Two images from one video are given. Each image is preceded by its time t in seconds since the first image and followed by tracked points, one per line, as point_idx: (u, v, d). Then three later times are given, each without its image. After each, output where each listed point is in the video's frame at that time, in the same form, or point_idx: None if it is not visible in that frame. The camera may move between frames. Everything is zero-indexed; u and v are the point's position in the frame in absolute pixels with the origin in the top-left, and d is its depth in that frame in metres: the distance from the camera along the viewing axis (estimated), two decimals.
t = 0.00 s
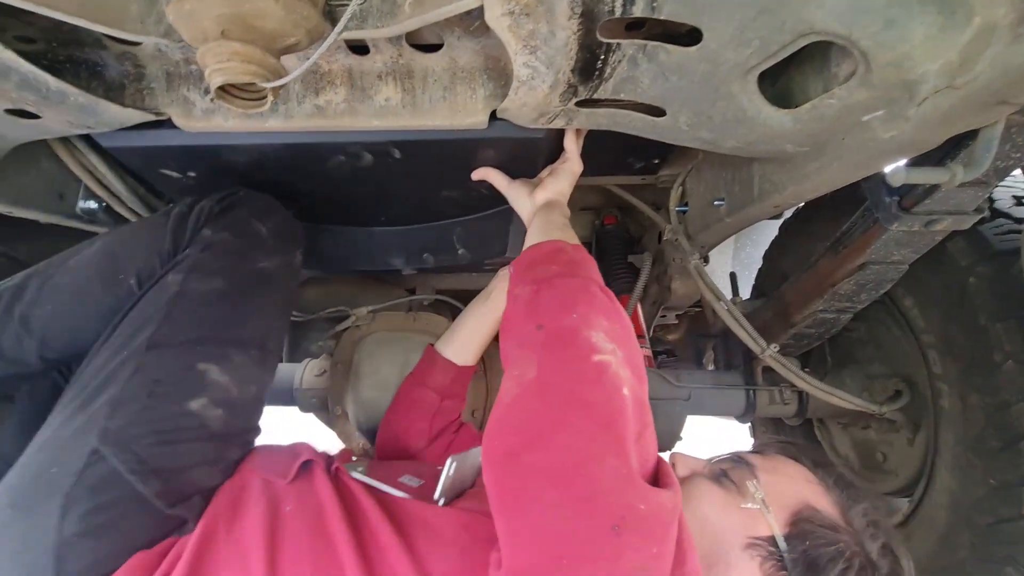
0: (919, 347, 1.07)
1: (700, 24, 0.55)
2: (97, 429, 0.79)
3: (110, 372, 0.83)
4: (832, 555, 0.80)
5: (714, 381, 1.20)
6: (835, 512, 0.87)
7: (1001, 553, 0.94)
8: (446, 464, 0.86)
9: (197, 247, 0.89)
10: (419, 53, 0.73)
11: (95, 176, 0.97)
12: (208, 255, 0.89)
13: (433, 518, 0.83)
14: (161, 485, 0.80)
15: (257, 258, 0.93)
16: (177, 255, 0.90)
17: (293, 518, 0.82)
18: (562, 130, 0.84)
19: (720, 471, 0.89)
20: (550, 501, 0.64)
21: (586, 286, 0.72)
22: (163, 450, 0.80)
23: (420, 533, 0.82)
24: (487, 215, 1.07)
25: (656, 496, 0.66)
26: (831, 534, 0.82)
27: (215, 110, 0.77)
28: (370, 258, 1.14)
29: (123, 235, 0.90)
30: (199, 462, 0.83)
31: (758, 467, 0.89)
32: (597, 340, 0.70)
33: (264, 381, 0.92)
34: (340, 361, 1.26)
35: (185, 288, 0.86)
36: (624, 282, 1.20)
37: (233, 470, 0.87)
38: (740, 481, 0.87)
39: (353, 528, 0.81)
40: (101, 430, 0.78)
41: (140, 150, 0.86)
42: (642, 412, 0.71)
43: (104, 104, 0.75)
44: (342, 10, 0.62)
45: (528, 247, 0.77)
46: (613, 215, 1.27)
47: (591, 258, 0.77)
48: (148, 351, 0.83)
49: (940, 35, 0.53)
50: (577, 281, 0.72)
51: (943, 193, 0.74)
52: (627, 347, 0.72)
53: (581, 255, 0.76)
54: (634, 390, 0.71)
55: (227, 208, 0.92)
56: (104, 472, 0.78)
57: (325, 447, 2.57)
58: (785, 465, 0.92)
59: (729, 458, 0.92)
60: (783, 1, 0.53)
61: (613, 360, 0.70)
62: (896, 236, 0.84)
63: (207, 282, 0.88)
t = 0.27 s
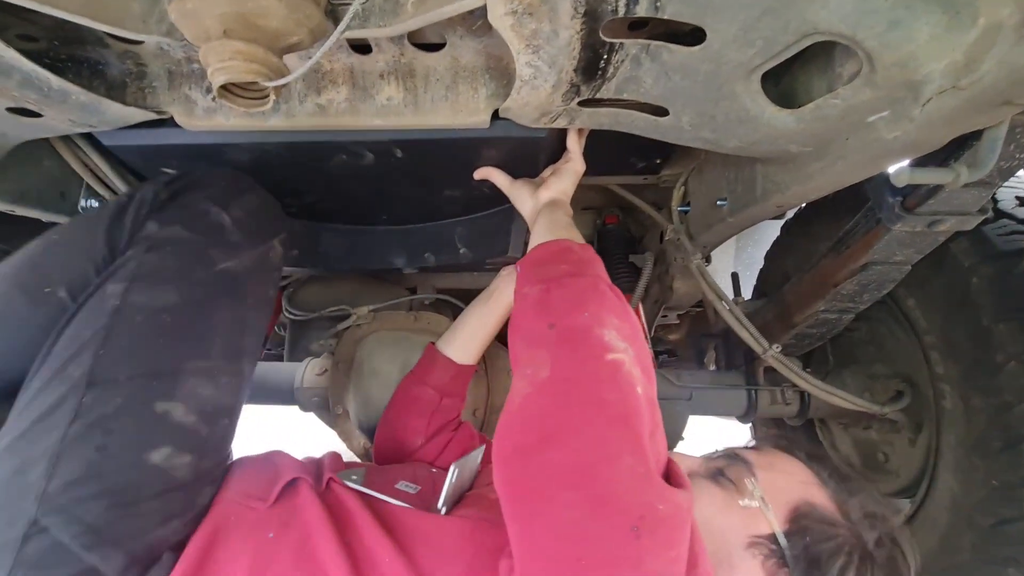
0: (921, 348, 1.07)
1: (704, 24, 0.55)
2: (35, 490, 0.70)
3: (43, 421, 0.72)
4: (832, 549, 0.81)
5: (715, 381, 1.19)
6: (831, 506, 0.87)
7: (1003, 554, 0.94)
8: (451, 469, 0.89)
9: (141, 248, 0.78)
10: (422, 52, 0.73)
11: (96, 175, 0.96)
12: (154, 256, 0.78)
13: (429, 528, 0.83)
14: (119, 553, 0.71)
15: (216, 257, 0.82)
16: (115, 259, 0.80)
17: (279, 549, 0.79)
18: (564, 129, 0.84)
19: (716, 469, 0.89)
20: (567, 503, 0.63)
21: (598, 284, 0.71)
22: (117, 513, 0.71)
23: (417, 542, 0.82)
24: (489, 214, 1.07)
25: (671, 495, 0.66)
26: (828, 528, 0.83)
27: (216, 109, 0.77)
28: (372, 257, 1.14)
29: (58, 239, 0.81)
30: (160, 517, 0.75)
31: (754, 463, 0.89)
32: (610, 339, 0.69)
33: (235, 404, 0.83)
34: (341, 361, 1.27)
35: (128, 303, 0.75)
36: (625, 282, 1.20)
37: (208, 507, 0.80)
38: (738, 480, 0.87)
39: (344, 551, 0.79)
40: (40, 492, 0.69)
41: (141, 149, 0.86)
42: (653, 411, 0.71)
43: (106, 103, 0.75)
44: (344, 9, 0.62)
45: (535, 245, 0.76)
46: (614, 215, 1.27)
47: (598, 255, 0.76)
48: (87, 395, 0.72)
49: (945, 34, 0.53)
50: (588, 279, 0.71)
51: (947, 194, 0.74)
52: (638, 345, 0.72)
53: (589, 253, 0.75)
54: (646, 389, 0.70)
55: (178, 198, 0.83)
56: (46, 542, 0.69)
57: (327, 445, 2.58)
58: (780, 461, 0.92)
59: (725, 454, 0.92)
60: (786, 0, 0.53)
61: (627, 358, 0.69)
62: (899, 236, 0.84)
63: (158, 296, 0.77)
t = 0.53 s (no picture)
0: (923, 346, 1.07)
1: (707, 17, 0.54)
2: None
3: None
4: (821, 530, 0.81)
5: (716, 378, 1.19)
6: (817, 487, 0.87)
7: (1005, 553, 0.93)
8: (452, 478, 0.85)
9: (116, 268, 0.69)
10: (422, 46, 0.73)
11: (94, 170, 0.97)
12: (133, 281, 0.68)
13: (426, 545, 0.79)
14: None
15: (202, 275, 0.71)
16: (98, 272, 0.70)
17: None
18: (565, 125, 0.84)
19: (705, 459, 0.88)
20: (585, 497, 0.62)
21: (610, 278, 0.71)
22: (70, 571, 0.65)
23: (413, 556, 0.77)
24: (490, 211, 1.07)
25: (690, 488, 0.65)
26: (818, 509, 0.83)
27: (216, 104, 0.76)
28: (372, 254, 1.13)
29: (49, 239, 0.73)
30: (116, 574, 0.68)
31: (743, 451, 0.89)
32: (625, 332, 0.68)
33: (216, 450, 0.75)
34: (341, 358, 1.26)
35: (94, 340, 0.66)
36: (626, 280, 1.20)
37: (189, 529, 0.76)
38: (727, 468, 0.86)
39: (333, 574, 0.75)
40: None
41: (140, 144, 0.86)
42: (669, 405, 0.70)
43: (104, 97, 0.74)
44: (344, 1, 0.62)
45: (544, 241, 0.76)
46: (615, 213, 1.27)
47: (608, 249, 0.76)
48: (39, 444, 0.64)
49: (951, 26, 0.52)
50: (601, 273, 0.71)
51: (952, 189, 0.74)
52: (652, 339, 0.72)
53: (599, 248, 0.75)
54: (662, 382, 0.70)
55: (167, 198, 0.74)
56: None
57: (328, 443, 2.57)
58: (768, 446, 0.91)
59: (713, 443, 0.92)
60: None
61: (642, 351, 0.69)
62: (902, 233, 0.84)
63: (128, 334, 0.67)
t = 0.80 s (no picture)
0: (922, 343, 1.06)
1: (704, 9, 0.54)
2: (23, 465, 0.65)
3: (52, 399, 0.69)
4: (830, 549, 0.80)
5: (714, 376, 1.19)
6: (830, 506, 0.87)
7: (1002, 550, 0.93)
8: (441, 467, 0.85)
9: (182, 253, 0.79)
10: (420, 40, 0.72)
11: (93, 163, 0.97)
12: (192, 262, 0.78)
13: (423, 528, 0.77)
14: (88, 540, 0.65)
15: (248, 270, 0.81)
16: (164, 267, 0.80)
17: (257, 555, 0.72)
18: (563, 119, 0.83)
19: (719, 464, 0.89)
20: (570, 490, 0.62)
21: (600, 272, 0.71)
22: (97, 498, 0.66)
23: (408, 542, 0.76)
24: (489, 206, 1.07)
25: (675, 484, 0.65)
26: (829, 528, 0.82)
27: (213, 97, 0.76)
28: (370, 250, 1.13)
29: (127, 251, 0.84)
30: (140, 511, 0.69)
31: (758, 461, 0.90)
32: (613, 326, 0.68)
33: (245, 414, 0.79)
34: (340, 353, 1.28)
35: (158, 300, 0.74)
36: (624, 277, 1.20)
37: (188, 505, 0.75)
38: (739, 475, 0.87)
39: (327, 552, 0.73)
40: (29, 468, 0.64)
41: (137, 138, 0.85)
42: (656, 401, 0.70)
43: (101, 90, 0.74)
44: None
45: (536, 234, 0.76)
46: (614, 209, 1.27)
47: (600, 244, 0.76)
48: (99, 379, 0.69)
49: (950, 19, 0.52)
50: (591, 266, 0.71)
51: (950, 185, 0.73)
52: (640, 334, 0.71)
53: (591, 242, 0.75)
54: (649, 378, 0.69)
55: (226, 209, 0.87)
56: (22, 517, 0.64)
57: (328, 440, 2.58)
58: (783, 460, 0.92)
59: (728, 452, 0.93)
60: None
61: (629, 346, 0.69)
62: (901, 229, 0.83)
63: (183, 296, 0.75)
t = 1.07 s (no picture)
0: (921, 342, 1.06)
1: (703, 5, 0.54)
2: (125, 394, 0.79)
3: (150, 344, 0.84)
4: None
5: (713, 373, 1.19)
6: (853, 538, 0.83)
7: (999, 549, 0.93)
8: (451, 446, 0.86)
9: (265, 240, 0.91)
10: (419, 36, 0.72)
11: (91, 159, 0.97)
12: (276, 249, 0.90)
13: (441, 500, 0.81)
14: (171, 462, 0.78)
15: (319, 262, 0.93)
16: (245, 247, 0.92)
17: (291, 499, 0.79)
18: (563, 116, 0.83)
19: (739, 481, 0.87)
20: (561, 487, 0.62)
21: (597, 272, 0.71)
22: (178, 428, 0.80)
23: (419, 516, 0.80)
24: (488, 203, 1.06)
25: (668, 484, 0.64)
26: (849, 561, 0.78)
27: (213, 93, 0.76)
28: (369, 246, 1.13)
29: (213, 225, 0.94)
30: (211, 444, 0.82)
31: (781, 483, 0.86)
32: (608, 325, 0.68)
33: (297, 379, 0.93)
34: (340, 349, 1.28)
35: (244, 279, 0.88)
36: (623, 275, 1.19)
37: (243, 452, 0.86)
38: (761, 495, 0.84)
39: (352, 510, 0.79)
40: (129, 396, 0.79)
41: (137, 134, 0.85)
42: (651, 401, 0.70)
43: (100, 86, 0.73)
44: None
45: (535, 233, 0.76)
46: (614, 207, 1.26)
47: (597, 242, 0.75)
48: (190, 335, 0.83)
49: (950, 15, 0.52)
50: (587, 266, 0.71)
51: (950, 183, 0.73)
52: (636, 334, 0.71)
53: (588, 242, 0.74)
54: (644, 378, 0.69)
55: (303, 207, 0.96)
56: (122, 437, 0.78)
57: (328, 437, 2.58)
58: (805, 484, 0.88)
59: (750, 470, 0.89)
60: None
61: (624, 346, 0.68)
62: (901, 227, 0.83)
63: (265, 278, 0.89)
